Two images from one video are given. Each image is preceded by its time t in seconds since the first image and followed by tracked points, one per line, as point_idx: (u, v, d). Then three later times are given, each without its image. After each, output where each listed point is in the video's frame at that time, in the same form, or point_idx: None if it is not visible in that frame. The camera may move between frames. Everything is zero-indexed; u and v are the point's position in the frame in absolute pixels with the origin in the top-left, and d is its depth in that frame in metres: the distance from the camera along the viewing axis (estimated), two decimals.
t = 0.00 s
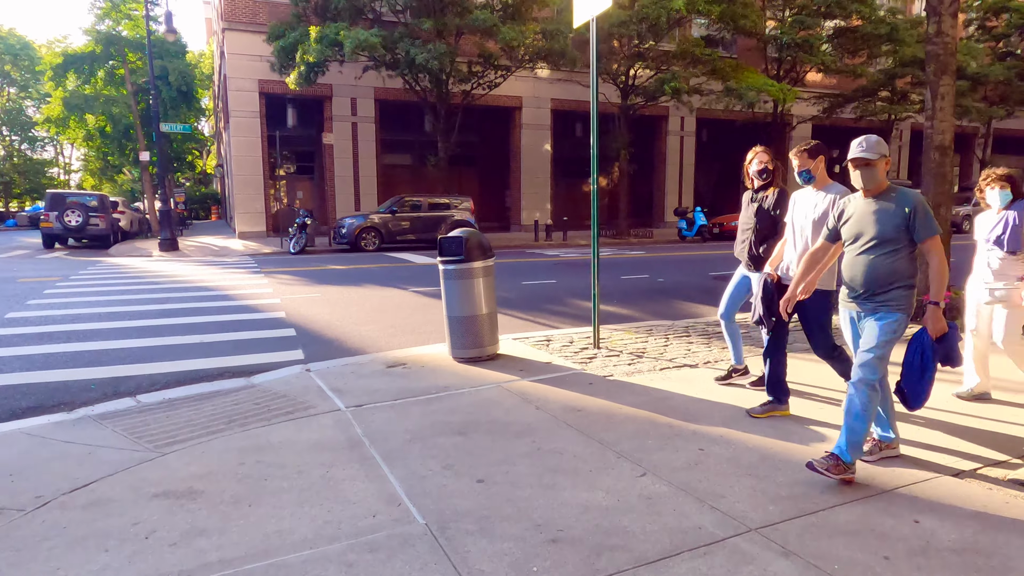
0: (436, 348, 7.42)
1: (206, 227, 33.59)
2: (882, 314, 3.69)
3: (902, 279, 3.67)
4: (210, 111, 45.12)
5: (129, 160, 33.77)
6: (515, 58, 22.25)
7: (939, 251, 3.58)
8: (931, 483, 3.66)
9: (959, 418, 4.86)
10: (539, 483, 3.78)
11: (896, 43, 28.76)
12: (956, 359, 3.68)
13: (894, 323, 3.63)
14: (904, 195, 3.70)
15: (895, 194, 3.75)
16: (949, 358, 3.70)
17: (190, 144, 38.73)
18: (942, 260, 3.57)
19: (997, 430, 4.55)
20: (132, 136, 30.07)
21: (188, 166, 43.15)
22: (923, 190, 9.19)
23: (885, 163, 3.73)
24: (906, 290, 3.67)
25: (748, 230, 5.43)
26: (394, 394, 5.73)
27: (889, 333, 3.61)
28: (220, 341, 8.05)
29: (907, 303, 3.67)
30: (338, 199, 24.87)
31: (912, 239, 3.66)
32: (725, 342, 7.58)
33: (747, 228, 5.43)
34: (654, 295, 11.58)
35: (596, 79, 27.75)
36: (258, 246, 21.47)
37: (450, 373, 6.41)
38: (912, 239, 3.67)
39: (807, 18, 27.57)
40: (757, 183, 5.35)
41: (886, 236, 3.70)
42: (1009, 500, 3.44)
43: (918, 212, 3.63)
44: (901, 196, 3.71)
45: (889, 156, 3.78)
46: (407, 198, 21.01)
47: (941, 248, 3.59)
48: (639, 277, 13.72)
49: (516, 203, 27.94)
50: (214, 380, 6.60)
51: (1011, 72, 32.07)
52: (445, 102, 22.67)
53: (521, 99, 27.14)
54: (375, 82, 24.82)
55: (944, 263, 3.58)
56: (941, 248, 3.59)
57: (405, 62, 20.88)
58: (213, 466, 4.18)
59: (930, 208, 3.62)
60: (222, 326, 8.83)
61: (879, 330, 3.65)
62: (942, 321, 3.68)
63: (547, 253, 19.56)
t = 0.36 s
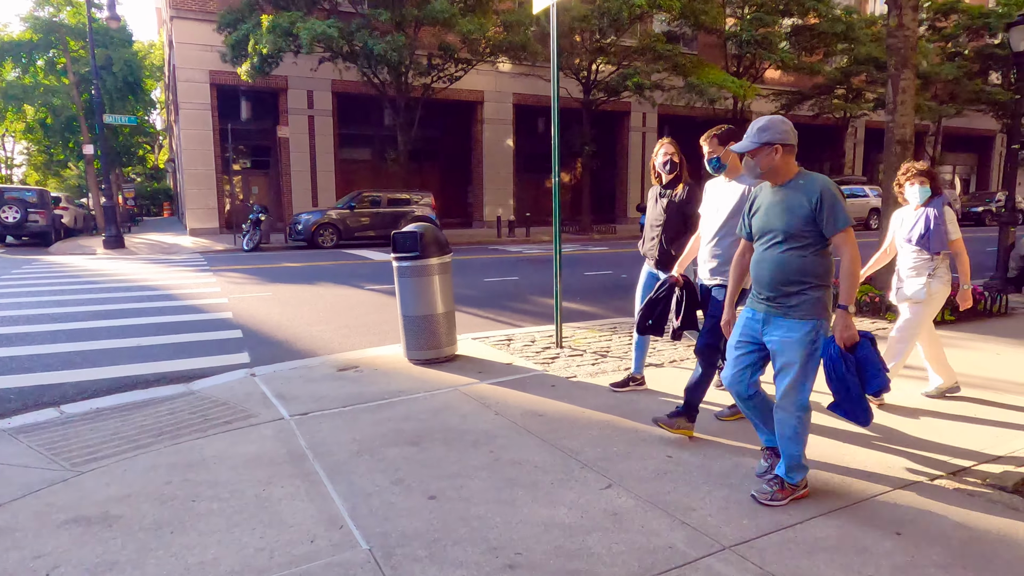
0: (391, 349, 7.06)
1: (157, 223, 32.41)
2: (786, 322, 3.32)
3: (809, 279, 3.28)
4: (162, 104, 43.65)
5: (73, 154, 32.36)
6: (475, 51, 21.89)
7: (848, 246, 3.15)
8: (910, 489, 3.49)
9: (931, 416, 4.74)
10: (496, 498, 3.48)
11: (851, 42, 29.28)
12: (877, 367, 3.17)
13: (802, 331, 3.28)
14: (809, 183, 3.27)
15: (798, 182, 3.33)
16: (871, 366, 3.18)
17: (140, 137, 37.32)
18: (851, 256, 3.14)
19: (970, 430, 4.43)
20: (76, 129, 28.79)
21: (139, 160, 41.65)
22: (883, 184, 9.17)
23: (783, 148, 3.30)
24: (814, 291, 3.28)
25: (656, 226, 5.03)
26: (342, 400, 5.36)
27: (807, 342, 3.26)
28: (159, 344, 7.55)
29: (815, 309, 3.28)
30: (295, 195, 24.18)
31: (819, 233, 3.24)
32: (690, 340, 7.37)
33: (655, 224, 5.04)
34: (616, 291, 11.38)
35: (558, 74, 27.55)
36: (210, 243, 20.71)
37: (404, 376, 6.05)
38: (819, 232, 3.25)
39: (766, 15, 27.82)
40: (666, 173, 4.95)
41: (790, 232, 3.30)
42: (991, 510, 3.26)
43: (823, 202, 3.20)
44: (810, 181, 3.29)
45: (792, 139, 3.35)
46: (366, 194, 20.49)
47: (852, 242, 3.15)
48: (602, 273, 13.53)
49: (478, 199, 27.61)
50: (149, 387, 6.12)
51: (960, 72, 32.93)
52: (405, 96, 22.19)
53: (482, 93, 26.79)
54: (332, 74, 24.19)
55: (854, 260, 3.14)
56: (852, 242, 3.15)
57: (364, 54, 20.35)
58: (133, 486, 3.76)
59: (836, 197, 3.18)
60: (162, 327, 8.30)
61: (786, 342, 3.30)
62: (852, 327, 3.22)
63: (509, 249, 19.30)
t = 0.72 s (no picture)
0: (338, 358, 6.64)
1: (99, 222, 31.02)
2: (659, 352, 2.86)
3: (679, 302, 2.82)
4: (104, 98, 41.88)
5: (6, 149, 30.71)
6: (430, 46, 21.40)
7: (717, 262, 2.67)
8: (885, 509, 3.31)
9: (898, 423, 4.61)
10: (441, 531, 3.16)
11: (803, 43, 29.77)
12: (738, 405, 2.54)
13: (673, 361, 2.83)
14: (674, 188, 2.79)
15: (662, 188, 2.84)
16: (734, 404, 2.56)
17: (80, 132, 35.72)
18: (719, 276, 2.66)
19: (936, 439, 4.30)
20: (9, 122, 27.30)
21: (79, 156, 39.85)
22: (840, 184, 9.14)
23: (643, 148, 2.82)
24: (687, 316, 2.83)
25: (560, 224, 4.78)
26: (276, 416, 4.94)
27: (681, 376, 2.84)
28: (83, 354, 6.98)
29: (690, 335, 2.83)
30: (244, 192, 23.35)
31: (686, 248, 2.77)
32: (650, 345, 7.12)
33: (559, 223, 4.79)
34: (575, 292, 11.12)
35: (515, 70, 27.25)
36: (152, 243, 19.80)
37: (348, 387, 5.65)
38: (686, 246, 2.78)
39: (721, 15, 28.00)
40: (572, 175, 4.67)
41: (653, 247, 2.83)
42: (965, 531, 3.10)
43: (686, 212, 2.73)
44: (675, 189, 2.81)
45: (658, 137, 2.86)
46: (318, 191, 19.81)
47: (723, 258, 2.67)
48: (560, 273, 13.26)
49: (435, 197, 27.14)
50: (66, 403, 5.60)
51: (906, 73, 33.79)
52: (358, 91, 21.59)
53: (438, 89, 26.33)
54: (282, 68, 23.43)
55: (725, 280, 2.66)
56: (722, 259, 2.67)
57: (315, 47, 19.70)
58: (26, 526, 3.31)
59: (704, 207, 2.69)
60: (90, 335, 7.71)
61: (657, 378, 2.87)
62: (724, 360, 2.66)
63: (466, 248, 18.94)
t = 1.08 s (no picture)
0: (284, 367, 6.16)
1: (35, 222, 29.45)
2: (525, 389, 2.41)
3: (539, 324, 2.38)
4: (40, 92, 39.91)
5: None
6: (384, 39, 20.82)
7: (586, 271, 2.28)
8: (878, 530, 3.08)
9: (876, 429, 4.39)
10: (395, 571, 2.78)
11: (757, 42, 30.11)
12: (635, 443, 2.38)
13: (540, 402, 2.39)
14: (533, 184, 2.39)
15: (523, 182, 2.43)
16: (628, 444, 2.38)
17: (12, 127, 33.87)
18: (591, 288, 2.27)
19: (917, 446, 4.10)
20: None
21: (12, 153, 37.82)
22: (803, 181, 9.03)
23: (502, 129, 2.46)
24: (555, 342, 2.40)
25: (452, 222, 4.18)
26: (208, 435, 4.46)
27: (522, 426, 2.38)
28: None
29: (561, 364, 2.41)
30: (189, 190, 22.40)
31: (551, 256, 2.35)
32: (616, 347, 6.82)
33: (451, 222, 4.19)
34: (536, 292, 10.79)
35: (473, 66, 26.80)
36: (91, 243, 18.81)
37: (292, 400, 5.20)
38: (550, 254, 2.36)
39: (678, 13, 28.05)
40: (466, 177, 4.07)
41: (510, 255, 2.41)
42: (966, 552, 2.88)
43: (546, 209, 2.31)
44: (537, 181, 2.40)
45: (520, 121, 2.48)
46: (268, 189, 19.05)
47: (595, 268, 2.28)
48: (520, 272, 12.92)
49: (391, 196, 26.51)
50: None
51: (856, 74, 34.46)
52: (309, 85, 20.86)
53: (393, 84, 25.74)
54: (229, 60, 22.56)
55: (597, 294, 2.27)
56: (594, 267, 2.28)
57: (264, 37, 18.94)
58: None
59: (570, 202, 2.29)
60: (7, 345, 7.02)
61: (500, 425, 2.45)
62: (601, 402, 2.33)
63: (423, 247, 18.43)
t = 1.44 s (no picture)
0: (228, 388, 5.66)
1: None
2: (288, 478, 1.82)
3: (304, 392, 1.78)
4: None
5: None
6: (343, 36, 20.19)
7: (339, 322, 1.66)
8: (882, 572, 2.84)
9: (863, 448, 4.18)
10: None
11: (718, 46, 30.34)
12: None
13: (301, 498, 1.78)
14: (300, 192, 1.78)
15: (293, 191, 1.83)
16: None
17: None
18: (338, 348, 1.65)
19: (908, 467, 3.89)
20: None
21: None
22: (772, 184, 8.87)
23: (263, 115, 1.85)
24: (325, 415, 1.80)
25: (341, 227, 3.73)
26: (133, 469, 3.98)
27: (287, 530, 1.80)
28: None
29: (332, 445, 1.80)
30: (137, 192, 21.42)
31: (310, 297, 1.73)
32: (586, 359, 6.49)
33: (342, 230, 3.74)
34: (500, 298, 10.43)
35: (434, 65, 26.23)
36: (30, 248, 17.80)
37: (235, 424, 4.75)
38: (312, 294, 1.73)
39: (639, 15, 28.03)
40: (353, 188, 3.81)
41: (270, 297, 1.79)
42: None
43: (301, 228, 1.69)
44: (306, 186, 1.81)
45: (293, 99, 1.85)
46: (220, 191, 18.29)
47: (354, 314, 1.66)
48: (484, 277, 12.54)
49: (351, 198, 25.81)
50: None
51: (813, 77, 34.93)
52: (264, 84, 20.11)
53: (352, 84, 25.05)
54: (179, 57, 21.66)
55: (351, 350, 1.65)
56: (353, 314, 1.65)
57: (215, 33, 18.19)
58: None
59: (329, 224, 1.65)
60: None
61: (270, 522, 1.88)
62: (319, 517, 1.67)
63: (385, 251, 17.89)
